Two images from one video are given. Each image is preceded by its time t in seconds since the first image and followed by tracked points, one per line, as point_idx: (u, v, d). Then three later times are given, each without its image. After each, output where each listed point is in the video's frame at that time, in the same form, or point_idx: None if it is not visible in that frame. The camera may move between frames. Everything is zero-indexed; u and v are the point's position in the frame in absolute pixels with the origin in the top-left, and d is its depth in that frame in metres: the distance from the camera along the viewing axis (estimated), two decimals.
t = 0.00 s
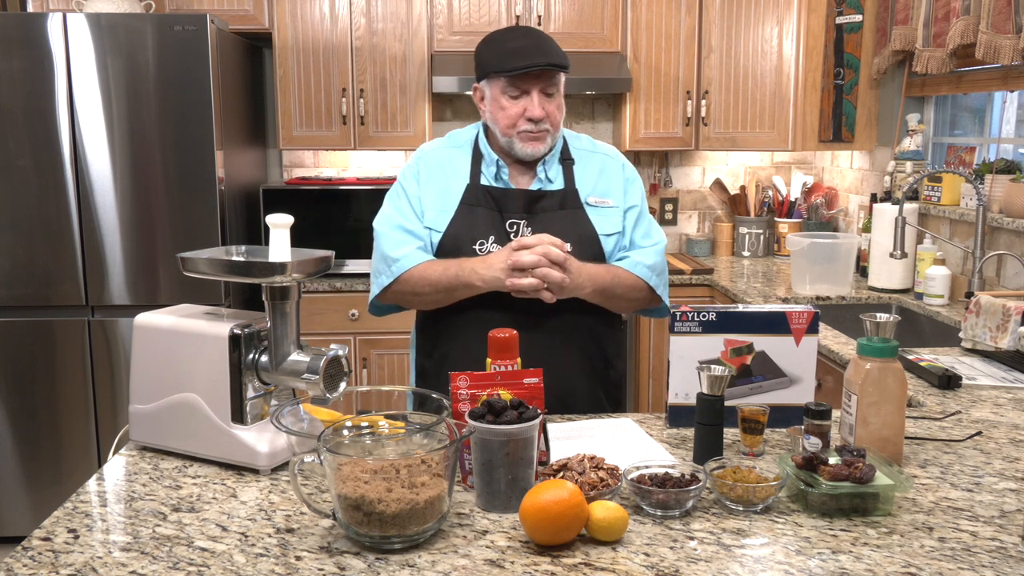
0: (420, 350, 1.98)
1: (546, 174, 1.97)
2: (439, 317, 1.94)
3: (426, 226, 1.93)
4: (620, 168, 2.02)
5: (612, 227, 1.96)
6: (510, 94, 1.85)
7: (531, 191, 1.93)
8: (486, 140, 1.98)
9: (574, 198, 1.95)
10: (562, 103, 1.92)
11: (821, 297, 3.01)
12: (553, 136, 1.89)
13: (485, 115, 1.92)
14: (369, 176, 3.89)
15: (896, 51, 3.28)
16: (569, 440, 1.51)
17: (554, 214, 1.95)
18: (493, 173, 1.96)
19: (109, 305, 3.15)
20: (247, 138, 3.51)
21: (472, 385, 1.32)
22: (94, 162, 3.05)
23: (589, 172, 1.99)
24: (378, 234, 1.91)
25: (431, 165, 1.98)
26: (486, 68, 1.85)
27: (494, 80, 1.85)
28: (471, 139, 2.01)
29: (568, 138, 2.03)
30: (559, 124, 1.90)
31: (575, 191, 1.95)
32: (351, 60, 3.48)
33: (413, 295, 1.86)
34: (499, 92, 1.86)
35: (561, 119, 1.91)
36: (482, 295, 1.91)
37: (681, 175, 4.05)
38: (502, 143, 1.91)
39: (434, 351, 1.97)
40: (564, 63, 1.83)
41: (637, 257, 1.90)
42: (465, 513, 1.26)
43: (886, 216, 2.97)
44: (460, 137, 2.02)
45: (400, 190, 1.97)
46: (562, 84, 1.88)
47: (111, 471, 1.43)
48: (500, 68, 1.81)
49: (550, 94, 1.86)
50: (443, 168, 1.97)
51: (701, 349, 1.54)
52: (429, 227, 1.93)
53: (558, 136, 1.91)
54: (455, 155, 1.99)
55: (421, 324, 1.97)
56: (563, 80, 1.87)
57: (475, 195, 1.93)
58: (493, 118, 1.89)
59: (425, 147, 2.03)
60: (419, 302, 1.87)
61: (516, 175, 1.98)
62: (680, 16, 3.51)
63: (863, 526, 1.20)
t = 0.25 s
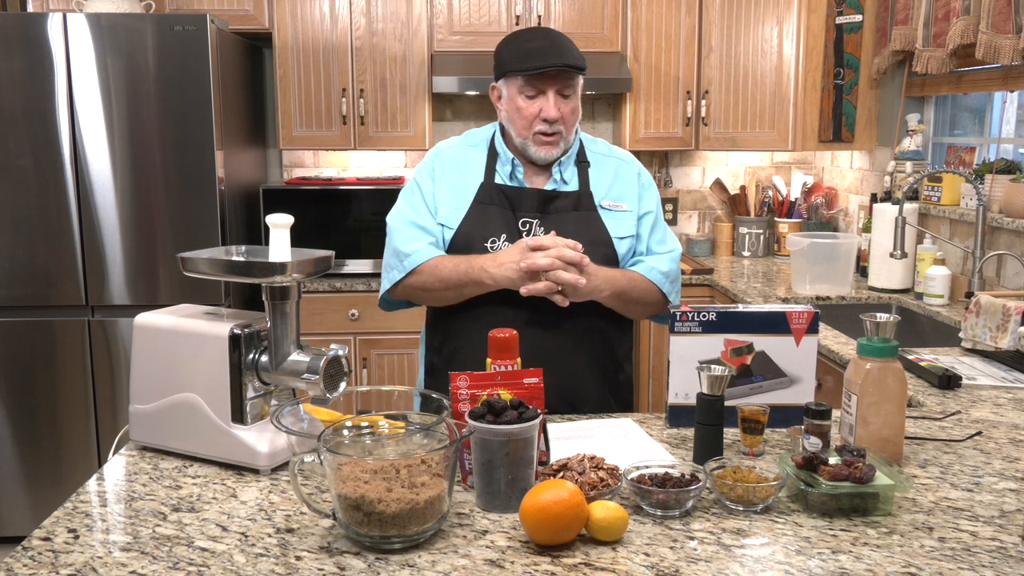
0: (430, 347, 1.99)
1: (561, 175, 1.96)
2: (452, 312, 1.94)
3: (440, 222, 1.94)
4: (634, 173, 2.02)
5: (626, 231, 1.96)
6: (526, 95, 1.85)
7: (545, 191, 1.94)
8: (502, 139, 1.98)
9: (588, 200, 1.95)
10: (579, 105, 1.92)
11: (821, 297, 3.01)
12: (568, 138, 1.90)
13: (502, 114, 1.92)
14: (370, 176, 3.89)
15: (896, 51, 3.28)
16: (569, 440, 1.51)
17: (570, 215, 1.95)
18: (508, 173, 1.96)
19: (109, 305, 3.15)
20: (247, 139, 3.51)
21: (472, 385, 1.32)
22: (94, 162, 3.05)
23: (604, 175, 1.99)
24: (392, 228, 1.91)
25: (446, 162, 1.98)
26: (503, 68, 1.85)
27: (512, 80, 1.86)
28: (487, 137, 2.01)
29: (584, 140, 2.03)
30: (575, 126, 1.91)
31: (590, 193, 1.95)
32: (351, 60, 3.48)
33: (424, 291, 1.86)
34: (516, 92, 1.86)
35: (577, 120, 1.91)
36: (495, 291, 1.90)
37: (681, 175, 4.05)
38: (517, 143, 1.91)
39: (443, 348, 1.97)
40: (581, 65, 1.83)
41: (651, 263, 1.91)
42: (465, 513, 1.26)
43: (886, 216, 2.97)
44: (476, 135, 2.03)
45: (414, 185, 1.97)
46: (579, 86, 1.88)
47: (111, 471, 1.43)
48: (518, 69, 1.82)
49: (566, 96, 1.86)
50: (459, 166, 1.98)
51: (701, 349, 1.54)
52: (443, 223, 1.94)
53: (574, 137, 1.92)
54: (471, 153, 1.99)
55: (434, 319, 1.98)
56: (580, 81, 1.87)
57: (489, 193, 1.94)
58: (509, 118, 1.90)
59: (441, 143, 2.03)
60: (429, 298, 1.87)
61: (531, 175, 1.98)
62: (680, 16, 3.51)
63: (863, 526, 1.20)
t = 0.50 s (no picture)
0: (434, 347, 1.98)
1: (565, 177, 1.98)
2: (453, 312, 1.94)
3: (442, 222, 1.94)
4: (639, 175, 2.04)
5: (631, 233, 1.98)
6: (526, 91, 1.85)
7: (549, 192, 1.93)
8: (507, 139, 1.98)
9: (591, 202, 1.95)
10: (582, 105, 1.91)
11: (821, 297, 3.01)
12: (567, 137, 1.89)
13: (503, 110, 1.93)
14: (370, 176, 3.89)
15: (896, 51, 3.28)
16: (569, 440, 1.51)
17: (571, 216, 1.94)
18: (512, 173, 1.97)
19: (109, 305, 3.15)
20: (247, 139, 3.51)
21: (472, 385, 1.32)
22: (94, 162, 3.05)
23: (608, 178, 2.00)
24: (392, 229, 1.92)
25: (450, 161, 1.99)
26: (505, 63, 1.86)
27: (512, 76, 1.86)
28: (491, 137, 2.02)
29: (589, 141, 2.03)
30: (575, 126, 1.90)
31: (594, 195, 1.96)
32: (351, 60, 3.48)
33: (421, 288, 1.86)
34: (516, 89, 1.86)
35: (578, 121, 1.90)
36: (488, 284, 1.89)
37: (681, 175, 4.05)
38: (516, 139, 1.92)
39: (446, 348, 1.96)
40: (582, 65, 1.81)
41: (665, 266, 1.95)
42: (465, 513, 1.26)
43: (886, 216, 2.97)
44: (481, 135, 2.03)
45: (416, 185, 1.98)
46: (581, 86, 1.87)
47: (111, 471, 1.43)
48: (517, 65, 1.82)
49: (567, 95, 1.86)
50: (461, 165, 1.98)
51: (701, 349, 1.54)
52: (445, 223, 1.94)
53: (573, 137, 1.91)
54: (474, 152, 2.00)
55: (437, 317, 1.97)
56: (582, 81, 1.86)
57: (492, 193, 1.94)
58: (509, 114, 1.90)
59: (444, 142, 2.04)
60: (427, 296, 1.86)
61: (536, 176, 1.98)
62: (680, 16, 3.51)
63: (863, 526, 1.20)
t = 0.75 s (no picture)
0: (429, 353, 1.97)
1: (558, 179, 1.96)
2: (448, 316, 1.93)
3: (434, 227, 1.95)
4: (633, 175, 2.03)
5: (625, 235, 1.98)
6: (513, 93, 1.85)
7: (545, 196, 1.93)
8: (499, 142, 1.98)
9: (585, 204, 1.95)
10: (571, 106, 1.89)
11: (821, 298, 3.01)
12: (554, 140, 1.88)
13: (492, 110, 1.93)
14: (369, 176, 3.89)
15: (896, 51, 3.28)
16: (569, 440, 1.51)
17: (565, 220, 1.94)
18: (505, 176, 1.95)
19: (109, 305, 3.15)
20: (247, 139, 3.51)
21: (472, 385, 1.32)
22: (94, 162, 3.05)
23: (603, 179, 1.99)
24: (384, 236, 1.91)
25: (442, 166, 1.98)
26: (493, 65, 1.85)
27: (500, 78, 1.85)
28: (483, 139, 2.01)
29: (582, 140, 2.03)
30: (563, 129, 1.88)
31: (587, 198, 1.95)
32: (351, 60, 3.48)
33: (410, 299, 1.86)
34: (504, 90, 1.86)
35: (567, 123, 1.89)
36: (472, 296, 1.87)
37: (681, 175, 4.05)
38: (504, 140, 1.92)
39: (442, 352, 1.95)
40: (569, 69, 1.79)
41: (667, 272, 1.96)
42: (465, 513, 1.26)
43: (886, 216, 2.97)
44: (472, 137, 2.03)
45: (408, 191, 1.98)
46: (570, 88, 1.85)
47: (111, 471, 1.43)
48: (503, 68, 1.81)
49: (554, 98, 1.84)
50: (453, 169, 1.98)
51: (701, 349, 1.53)
52: (437, 228, 1.94)
53: (562, 139, 1.90)
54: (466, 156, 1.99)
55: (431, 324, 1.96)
56: (571, 83, 1.84)
57: (485, 198, 1.94)
58: (498, 115, 1.90)
59: (436, 146, 2.04)
60: (418, 305, 1.86)
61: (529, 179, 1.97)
62: (681, 16, 3.51)
63: (863, 526, 1.20)
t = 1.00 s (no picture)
0: (423, 353, 1.98)
1: (550, 183, 1.97)
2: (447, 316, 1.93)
3: (427, 232, 1.95)
4: (626, 175, 2.01)
5: (617, 237, 1.95)
6: (502, 99, 1.84)
7: (532, 201, 1.93)
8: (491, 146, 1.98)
9: (576, 208, 1.94)
10: (562, 108, 1.88)
11: (821, 297, 3.01)
12: (545, 143, 1.88)
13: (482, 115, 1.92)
14: (369, 176, 3.89)
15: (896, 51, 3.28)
16: (569, 440, 1.51)
17: (556, 223, 1.94)
18: (495, 181, 1.96)
19: (109, 305, 3.15)
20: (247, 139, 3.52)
21: (472, 385, 1.32)
22: (94, 162, 3.05)
23: (594, 180, 1.98)
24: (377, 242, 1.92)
25: (434, 170, 1.98)
26: (481, 70, 1.84)
27: (488, 83, 1.85)
28: (475, 141, 2.01)
29: (575, 141, 2.02)
30: (554, 132, 1.88)
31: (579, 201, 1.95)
32: (351, 60, 3.48)
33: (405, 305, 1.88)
34: (493, 96, 1.85)
35: (558, 125, 1.88)
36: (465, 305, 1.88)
37: (682, 175, 4.05)
38: (495, 144, 1.92)
39: (440, 352, 1.96)
40: (558, 73, 1.78)
41: (647, 271, 1.91)
42: (465, 513, 1.26)
43: (886, 216, 2.97)
44: (464, 139, 2.02)
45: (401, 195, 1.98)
46: (559, 91, 1.84)
47: (111, 471, 1.43)
48: (491, 73, 1.80)
49: (544, 102, 1.84)
50: (446, 173, 1.98)
51: (701, 348, 1.53)
52: (430, 233, 1.95)
53: (554, 142, 1.89)
54: (458, 159, 1.99)
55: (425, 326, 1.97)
56: (560, 86, 1.83)
57: (477, 202, 1.94)
58: (488, 120, 1.90)
59: (428, 149, 2.03)
60: (412, 310, 1.89)
61: (519, 184, 1.98)
62: (681, 16, 3.51)
63: (863, 526, 1.20)
